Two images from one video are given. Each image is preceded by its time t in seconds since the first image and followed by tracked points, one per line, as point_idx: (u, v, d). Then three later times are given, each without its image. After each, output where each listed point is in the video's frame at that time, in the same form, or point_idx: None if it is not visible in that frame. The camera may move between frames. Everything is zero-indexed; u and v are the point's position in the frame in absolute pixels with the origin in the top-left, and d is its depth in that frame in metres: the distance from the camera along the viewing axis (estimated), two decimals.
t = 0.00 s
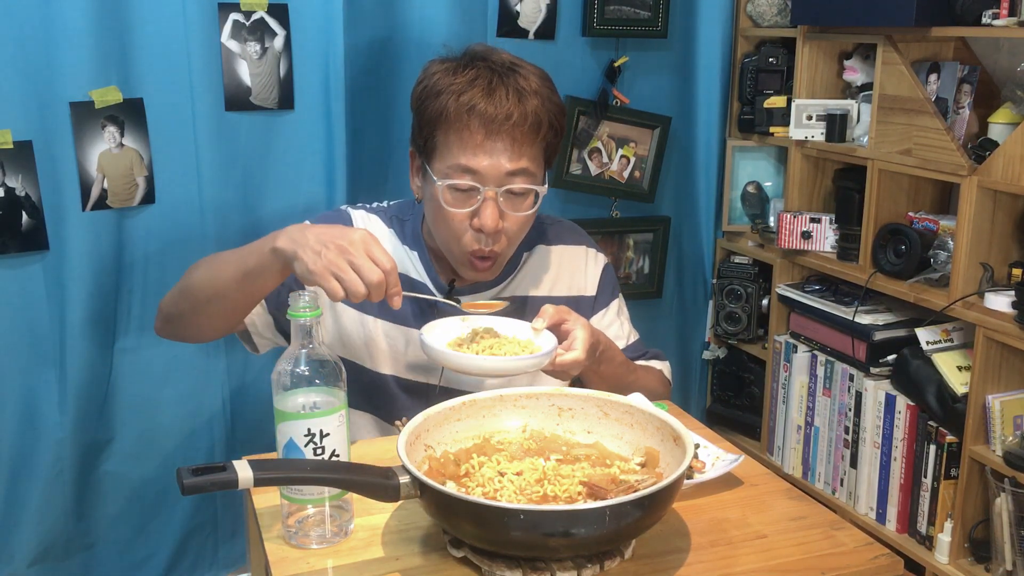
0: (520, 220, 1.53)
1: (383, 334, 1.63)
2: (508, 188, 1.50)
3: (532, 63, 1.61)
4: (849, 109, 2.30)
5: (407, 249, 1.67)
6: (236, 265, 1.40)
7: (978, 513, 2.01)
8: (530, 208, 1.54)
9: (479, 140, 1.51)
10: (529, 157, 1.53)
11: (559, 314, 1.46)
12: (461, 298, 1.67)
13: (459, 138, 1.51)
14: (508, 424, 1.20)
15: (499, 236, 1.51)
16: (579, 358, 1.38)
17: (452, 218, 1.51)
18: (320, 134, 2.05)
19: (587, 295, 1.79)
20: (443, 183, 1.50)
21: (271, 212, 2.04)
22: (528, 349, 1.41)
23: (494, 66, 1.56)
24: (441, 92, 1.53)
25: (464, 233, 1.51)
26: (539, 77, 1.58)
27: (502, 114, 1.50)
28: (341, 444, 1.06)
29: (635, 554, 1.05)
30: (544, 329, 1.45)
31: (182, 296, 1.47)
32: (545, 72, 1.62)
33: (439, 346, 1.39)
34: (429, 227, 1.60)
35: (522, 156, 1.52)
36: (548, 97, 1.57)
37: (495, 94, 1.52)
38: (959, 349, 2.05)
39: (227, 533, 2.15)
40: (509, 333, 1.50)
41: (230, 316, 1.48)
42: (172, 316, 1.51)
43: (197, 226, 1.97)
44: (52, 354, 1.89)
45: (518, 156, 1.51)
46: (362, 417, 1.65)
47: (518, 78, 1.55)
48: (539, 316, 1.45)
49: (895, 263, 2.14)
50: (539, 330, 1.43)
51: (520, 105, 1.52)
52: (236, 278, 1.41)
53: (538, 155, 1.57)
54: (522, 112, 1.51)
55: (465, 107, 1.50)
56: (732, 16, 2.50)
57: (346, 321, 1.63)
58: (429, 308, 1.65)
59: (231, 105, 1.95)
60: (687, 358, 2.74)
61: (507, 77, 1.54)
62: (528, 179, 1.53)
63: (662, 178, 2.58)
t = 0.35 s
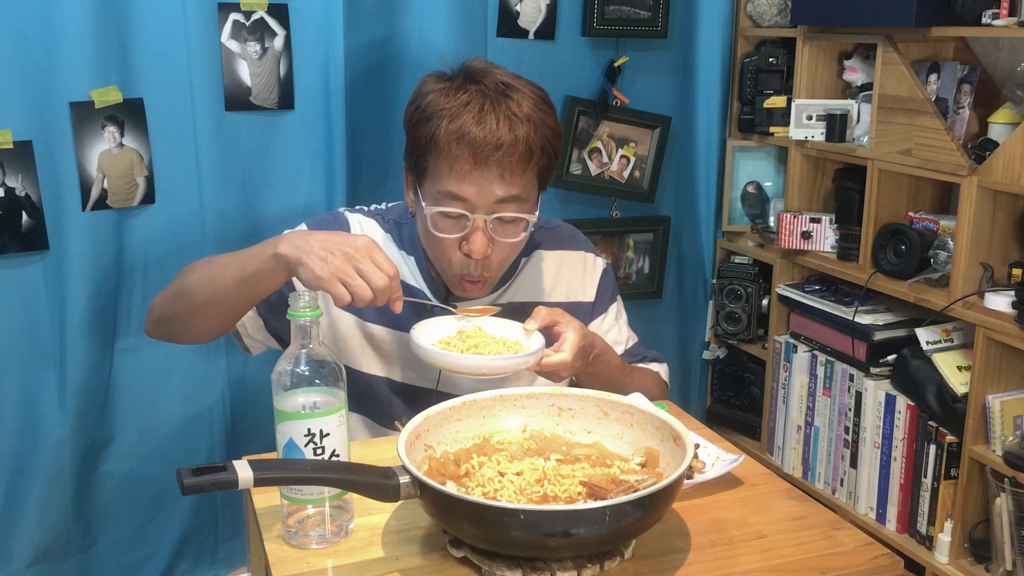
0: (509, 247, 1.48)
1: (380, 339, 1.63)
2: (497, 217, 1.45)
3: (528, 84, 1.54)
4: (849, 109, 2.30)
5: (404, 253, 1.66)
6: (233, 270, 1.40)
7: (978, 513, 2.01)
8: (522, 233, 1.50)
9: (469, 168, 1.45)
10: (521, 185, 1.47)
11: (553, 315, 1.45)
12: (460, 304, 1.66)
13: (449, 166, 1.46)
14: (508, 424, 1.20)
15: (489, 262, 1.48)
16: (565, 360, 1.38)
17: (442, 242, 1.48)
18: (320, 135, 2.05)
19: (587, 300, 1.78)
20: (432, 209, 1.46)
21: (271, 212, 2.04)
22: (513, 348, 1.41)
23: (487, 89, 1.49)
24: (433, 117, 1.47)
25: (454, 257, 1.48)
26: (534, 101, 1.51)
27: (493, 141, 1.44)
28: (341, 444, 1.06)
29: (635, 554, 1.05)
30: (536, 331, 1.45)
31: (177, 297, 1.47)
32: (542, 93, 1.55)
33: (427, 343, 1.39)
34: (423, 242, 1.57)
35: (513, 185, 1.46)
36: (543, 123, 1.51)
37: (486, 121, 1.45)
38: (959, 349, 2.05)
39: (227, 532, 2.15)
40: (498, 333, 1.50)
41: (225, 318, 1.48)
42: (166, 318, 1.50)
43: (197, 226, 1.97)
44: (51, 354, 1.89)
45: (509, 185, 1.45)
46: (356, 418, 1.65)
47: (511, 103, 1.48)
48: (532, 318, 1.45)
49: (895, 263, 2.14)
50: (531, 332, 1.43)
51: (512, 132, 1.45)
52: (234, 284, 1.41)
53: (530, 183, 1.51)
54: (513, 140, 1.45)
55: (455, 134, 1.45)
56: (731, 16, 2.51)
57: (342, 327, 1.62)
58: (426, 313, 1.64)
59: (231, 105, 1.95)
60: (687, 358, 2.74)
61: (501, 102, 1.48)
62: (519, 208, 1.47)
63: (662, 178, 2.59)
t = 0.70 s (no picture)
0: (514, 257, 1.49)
1: (380, 339, 1.64)
2: (501, 230, 1.45)
3: (528, 94, 1.53)
4: (849, 109, 2.30)
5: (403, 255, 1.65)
6: (238, 264, 1.40)
7: (978, 513, 2.01)
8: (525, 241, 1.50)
9: (472, 183, 1.44)
10: (524, 198, 1.47)
11: (552, 315, 1.46)
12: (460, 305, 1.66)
13: (452, 180, 1.45)
14: (508, 424, 1.20)
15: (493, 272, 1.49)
16: (560, 358, 1.38)
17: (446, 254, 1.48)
18: (320, 135, 2.05)
19: (587, 302, 1.79)
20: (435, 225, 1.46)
21: (271, 212, 2.04)
22: (510, 343, 1.41)
23: (487, 101, 1.48)
24: (434, 131, 1.46)
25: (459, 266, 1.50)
26: (535, 112, 1.50)
27: (496, 156, 1.42)
28: (341, 444, 1.06)
29: (635, 554, 1.05)
30: (535, 330, 1.45)
31: (177, 292, 1.46)
32: (542, 103, 1.54)
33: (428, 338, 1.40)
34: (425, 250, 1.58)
35: (516, 198, 1.45)
36: (544, 134, 1.50)
37: (489, 135, 1.44)
38: (958, 349, 2.05)
39: (227, 532, 2.16)
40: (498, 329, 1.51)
41: (225, 318, 1.48)
42: (165, 316, 1.49)
43: (197, 226, 1.97)
44: (51, 354, 1.89)
45: (513, 199, 1.45)
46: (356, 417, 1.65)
47: (512, 116, 1.47)
48: (532, 316, 1.45)
49: (895, 263, 2.14)
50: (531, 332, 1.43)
51: (515, 145, 1.44)
52: (238, 278, 1.41)
53: (532, 195, 1.50)
54: (516, 153, 1.44)
55: (457, 149, 1.43)
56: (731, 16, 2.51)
57: (342, 326, 1.62)
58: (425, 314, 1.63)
59: (231, 105, 1.95)
60: (687, 358, 2.74)
61: (501, 114, 1.47)
62: (520, 222, 1.47)
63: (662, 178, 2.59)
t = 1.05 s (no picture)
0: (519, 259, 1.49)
1: (380, 336, 1.64)
2: (507, 233, 1.45)
3: (529, 98, 1.53)
4: (849, 109, 2.30)
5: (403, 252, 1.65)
6: (238, 263, 1.40)
7: (978, 513, 2.01)
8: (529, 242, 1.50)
9: (477, 188, 1.44)
10: (529, 203, 1.47)
11: (551, 312, 1.46)
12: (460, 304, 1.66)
13: (458, 186, 1.44)
14: (508, 424, 1.20)
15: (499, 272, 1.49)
16: (559, 356, 1.39)
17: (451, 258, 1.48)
18: (320, 135, 2.05)
19: (587, 302, 1.79)
20: (440, 231, 1.46)
21: (271, 212, 2.04)
22: (508, 339, 1.41)
23: (490, 106, 1.48)
24: (437, 136, 1.46)
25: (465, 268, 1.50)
26: (536, 115, 1.50)
27: (501, 161, 1.42)
28: (341, 444, 1.06)
29: (635, 554, 1.05)
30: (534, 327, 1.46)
31: (176, 290, 1.46)
32: (543, 105, 1.54)
33: (427, 333, 1.40)
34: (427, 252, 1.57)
35: (521, 204, 1.46)
36: (547, 138, 1.50)
37: (493, 140, 1.44)
38: (958, 349, 2.05)
39: (227, 532, 2.16)
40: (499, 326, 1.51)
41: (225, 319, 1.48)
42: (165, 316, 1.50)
43: (197, 226, 1.97)
44: (51, 354, 1.89)
45: (517, 204, 1.45)
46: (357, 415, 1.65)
47: (515, 121, 1.47)
48: (529, 314, 1.45)
49: (895, 263, 2.14)
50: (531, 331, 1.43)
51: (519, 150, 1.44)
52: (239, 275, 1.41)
53: (536, 199, 1.50)
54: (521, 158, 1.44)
55: (462, 155, 1.43)
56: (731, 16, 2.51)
57: (342, 323, 1.63)
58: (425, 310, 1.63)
59: (231, 105, 1.95)
60: (687, 358, 2.74)
61: (504, 119, 1.47)
62: (525, 224, 1.47)
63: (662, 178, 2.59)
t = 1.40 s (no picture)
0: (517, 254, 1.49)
1: (380, 336, 1.64)
2: (506, 228, 1.45)
3: (525, 93, 1.53)
4: (849, 109, 2.30)
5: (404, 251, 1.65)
6: (238, 263, 1.40)
7: (978, 513, 2.01)
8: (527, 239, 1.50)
9: (475, 184, 1.44)
10: (526, 198, 1.47)
11: (552, 315, 1.45)
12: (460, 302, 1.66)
13: (455, 182, 1.44)
14: (508, 424, 1.20)
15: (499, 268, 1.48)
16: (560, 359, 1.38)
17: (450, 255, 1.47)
18: (320, 136, 2.05)
19: (587, 302, 1.78)
20: (438, 227, 1.45)
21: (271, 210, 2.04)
22: (510, 343, 1.41)
23: (486, 102, 1.48)
24: (434, 133, 1.46)
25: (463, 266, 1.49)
26: (532, 111, 1.50)
27: (498, 156, 1.42)
28: (341, 444, 1.06)
29: (635, 554, 1.05)
30: (535, 330, 1.45)
31: (176, 290, 1.46)
32: (539, 101, 1.55)
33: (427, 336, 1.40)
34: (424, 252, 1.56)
35: (519, 199, 1.46)
36: (543, 133, 1.50)
37: (490, 136, 1.44)
38: (958, 349, 2.05)
39: (227, 532, 2.16)
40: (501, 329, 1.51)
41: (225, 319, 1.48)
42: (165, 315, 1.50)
43: (197, 226, 1.97)
44: (51, 354, 1.89)
45: (515, 199, 1.45)
46: (358, 415, 1.65)
47: (511, 116, 1.47)
48: (531, 316, 1.45)
49: (895, 263, 2.14)
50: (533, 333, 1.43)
51: (516, 146, 1.44)
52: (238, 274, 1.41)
53: (534, 195, 1.50)
54: (518, 153, 1.44)
55: (459, 150, 1.43)
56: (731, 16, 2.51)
57: (342, 322, 1.63)
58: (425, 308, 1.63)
59: (231, 105, 1.95)
60: (687, 358, 2.74)
61: (500, 115, 1.47)
62: (525, 219, 1.47)
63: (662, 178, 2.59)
